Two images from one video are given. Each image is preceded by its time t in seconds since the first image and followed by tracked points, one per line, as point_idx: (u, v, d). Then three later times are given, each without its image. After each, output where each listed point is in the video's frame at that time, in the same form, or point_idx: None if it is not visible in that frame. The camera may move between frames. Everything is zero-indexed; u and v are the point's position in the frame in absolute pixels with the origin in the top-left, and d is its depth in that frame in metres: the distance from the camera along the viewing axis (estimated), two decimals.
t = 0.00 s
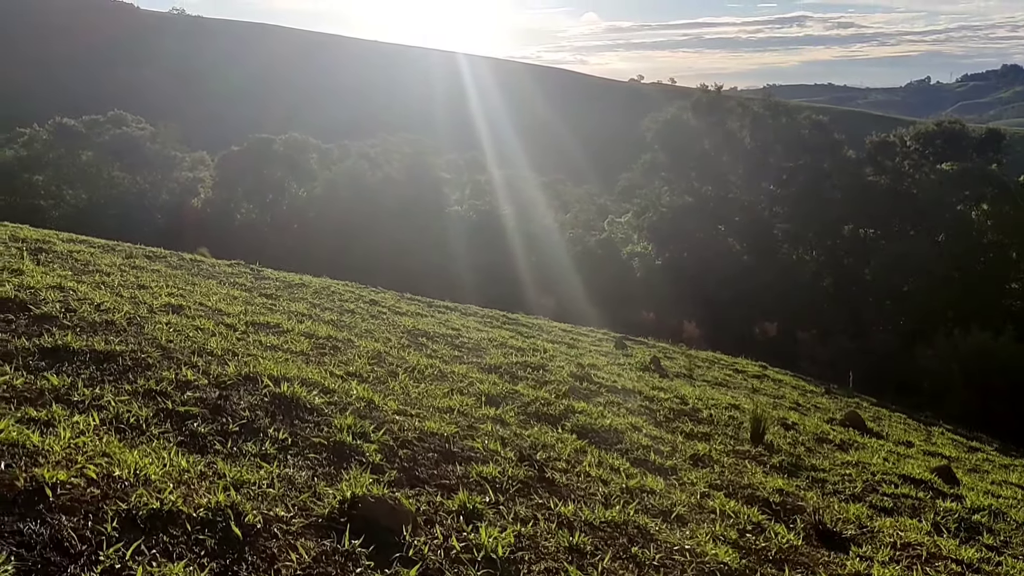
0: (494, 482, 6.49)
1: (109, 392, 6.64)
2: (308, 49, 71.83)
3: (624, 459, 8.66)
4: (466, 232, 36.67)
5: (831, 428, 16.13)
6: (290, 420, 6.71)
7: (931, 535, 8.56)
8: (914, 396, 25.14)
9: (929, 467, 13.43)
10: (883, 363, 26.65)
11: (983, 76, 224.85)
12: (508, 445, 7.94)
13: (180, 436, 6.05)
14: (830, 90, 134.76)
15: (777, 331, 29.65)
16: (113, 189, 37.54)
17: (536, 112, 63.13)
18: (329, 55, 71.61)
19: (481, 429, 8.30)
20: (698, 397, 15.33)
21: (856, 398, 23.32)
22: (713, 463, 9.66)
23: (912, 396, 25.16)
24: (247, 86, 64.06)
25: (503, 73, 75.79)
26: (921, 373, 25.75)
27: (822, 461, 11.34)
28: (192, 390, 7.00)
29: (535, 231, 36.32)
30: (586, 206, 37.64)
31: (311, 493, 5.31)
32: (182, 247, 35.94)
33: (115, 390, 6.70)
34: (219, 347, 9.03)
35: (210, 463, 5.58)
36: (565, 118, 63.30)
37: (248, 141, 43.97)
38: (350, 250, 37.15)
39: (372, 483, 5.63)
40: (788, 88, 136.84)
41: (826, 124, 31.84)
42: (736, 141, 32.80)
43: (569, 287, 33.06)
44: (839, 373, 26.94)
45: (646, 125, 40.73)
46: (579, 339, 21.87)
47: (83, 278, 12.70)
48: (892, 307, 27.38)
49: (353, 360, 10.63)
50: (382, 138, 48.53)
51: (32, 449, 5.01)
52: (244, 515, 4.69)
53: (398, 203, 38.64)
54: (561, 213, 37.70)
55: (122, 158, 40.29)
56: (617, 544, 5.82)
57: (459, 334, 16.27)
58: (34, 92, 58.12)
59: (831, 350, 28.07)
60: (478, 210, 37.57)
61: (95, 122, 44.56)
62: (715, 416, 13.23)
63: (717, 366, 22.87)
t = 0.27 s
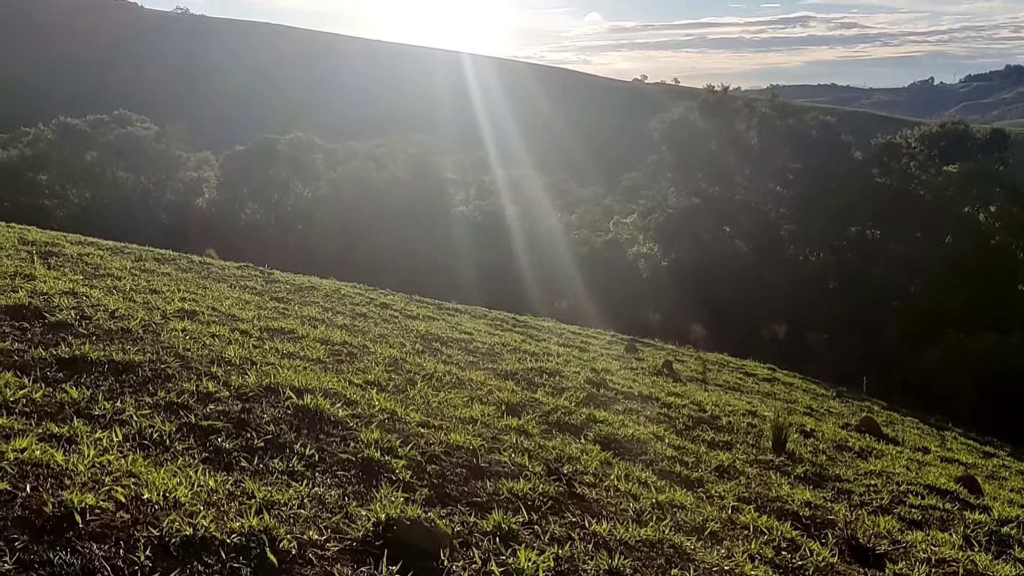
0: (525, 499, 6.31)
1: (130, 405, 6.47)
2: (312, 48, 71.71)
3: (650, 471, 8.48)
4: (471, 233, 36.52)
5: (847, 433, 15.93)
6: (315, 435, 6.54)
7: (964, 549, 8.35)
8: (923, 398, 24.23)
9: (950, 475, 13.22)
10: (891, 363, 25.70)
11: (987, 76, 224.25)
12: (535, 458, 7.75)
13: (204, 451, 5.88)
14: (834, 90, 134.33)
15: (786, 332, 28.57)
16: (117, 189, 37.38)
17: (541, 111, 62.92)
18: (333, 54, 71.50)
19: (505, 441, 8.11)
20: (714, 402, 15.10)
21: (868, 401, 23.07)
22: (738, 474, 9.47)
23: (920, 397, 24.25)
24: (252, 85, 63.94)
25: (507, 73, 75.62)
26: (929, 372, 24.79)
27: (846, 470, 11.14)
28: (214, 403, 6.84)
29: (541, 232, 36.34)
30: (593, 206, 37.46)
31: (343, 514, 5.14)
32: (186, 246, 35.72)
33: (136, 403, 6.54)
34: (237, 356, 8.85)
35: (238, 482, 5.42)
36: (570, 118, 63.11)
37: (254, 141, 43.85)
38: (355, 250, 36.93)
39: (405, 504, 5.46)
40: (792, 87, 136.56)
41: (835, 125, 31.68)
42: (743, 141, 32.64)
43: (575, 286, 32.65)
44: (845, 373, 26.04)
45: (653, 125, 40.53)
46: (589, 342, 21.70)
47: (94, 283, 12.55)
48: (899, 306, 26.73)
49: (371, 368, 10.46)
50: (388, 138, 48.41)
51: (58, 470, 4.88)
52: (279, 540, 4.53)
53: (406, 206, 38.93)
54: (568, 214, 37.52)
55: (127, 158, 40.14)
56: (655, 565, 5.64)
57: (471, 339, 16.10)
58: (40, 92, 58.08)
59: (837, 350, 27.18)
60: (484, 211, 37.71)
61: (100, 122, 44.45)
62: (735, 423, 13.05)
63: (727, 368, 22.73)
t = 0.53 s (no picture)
0: (553, 518, 6.16)
1: (147, 421, 6.31)
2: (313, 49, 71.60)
3: (672, 484, 8.33)
4: (475, 234, 36.33)
5: (860, 440, 15.79)
6: (337, 452, 6.40)
7: (993, 564, 8.20)
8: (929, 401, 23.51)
9: (967, 484, 13.08)
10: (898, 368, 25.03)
11: (987, 77, 224.29)
12: (557, 473, 7.59)
13: (224, 471, 5.72)
14: (835, 91, 134.19)
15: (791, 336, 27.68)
16: (119, 189, 37.17)
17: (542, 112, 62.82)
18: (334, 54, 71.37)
19: (526, 455, 7.94)
20: (727, 410, 14.95)
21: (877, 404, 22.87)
22: (760, 486, 9.32)
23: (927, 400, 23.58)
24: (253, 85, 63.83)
25: (509, 74, 75.52)
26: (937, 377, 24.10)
27: (866, 481, 11.00)
28: (233, 419, 6.69)
29: (545, 233, 36.15)
30: (598, 208, 37.33)
31: (371, 540, 4.97)
32: (188, 248, 35.35)
33: (154, 419, 6.38)
34: (251, 367, 8.70)
35: (261, 504, 5.27)
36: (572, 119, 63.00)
37: (256, 142, 43.64)
38: (358, 251, 36.58)
39: (435, 527, 5.30)
40: (793, 87, 136.52)
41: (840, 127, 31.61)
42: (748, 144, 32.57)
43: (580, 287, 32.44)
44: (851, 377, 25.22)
45: (657, 127, 40.42)
46: (597, 346, 21.54)
47: (102, 289, 12.41)
48: (903, 308, 26.59)
49: (385, 377, 10.31)
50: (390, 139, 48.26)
51: (79, 494, 4.73)
52: (310, 569, 4.40)
53: (406, 206, 38.52)
54: (572, 216, 37.40)
55: (128, 159, 39.95)
56: None
57: (481, 345, 15.96)
58: (42, 93, 58.01)
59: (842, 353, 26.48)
60: (487, 212, 37.50)
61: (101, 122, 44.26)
62: (750, 431, 12.92)
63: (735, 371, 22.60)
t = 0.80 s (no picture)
0: (583, 528, 6.04)
1: (170, 428, 6.20)
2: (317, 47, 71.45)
3: (697, 490, 8.21)
4: (480, 233, 36.20)
5: (876, 442, 15.61)
6: (362, 460, 6.28)
7: None
8: (935, 401, 23.75)
9: (988, 488, 12.88)
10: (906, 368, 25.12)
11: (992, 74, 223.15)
12: (583, 479, 7.46)
13: (251, 481, 5.59)
14: (839, 89, 133.64)
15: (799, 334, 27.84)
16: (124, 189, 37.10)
17: (545, 110, 62.57)
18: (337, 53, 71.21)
19: (550, 461, 7.81)
20: (742, 412, 14.78)
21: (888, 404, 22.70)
22: (784, 492, 9.17)
23: (934, 400, 23.71)
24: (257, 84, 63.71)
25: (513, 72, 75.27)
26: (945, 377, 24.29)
27: (888, 485, 10.84)
28: (256, 426, 6.57)
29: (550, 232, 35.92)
30: (605, 207, 37.12)
31: (404, 553, 4.86)
32: (193, 247, 35.35)
33: (176, 426, 6.26)
34: (269, 371, 8.57)
35: (290, 514, 5.15)
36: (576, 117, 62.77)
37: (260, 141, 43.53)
38: (363, 251, 36.48)
39: (468, 540, 5.18)
40: (797, 85, 135.93)
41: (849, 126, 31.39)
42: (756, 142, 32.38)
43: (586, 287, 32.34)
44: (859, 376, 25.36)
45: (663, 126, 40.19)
46: (608, 346, 21.38)
47: (114, 290, 12.30)
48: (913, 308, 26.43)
49: (402, 381, 10.17)
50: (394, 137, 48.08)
51: (106, 506, 4.61)
52: None
53: (410, 205, 38.18)
54: (578, 215, 37.17)
55: (133, 158, 39.86)
56: None
57: (494, 346, 15.84)
58: (46, 92, 58.05)
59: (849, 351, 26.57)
60: (491, 211, 37.19)
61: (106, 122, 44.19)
62: (768, 434, 12.76)
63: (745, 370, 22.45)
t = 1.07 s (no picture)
0: (608, 541, 5.99)
1: (189, 440, 6.14)
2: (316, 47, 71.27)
3: (716, 500, 8.13)
4: (482, 235, 36.15)
5: (886, 447, 15.51)
6: (383, 472, 6.21)
7: None
8: (940, 403, 23.84)
9: (1000, 494, 12.80)
10: (908, 370, 25.54)
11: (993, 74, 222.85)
12: (603, 490, 7.37)
13: (273, 494, 5.52)
14: (839, 89, 133.22)
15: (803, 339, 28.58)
16: (126, 191, 37.03)
17: (546, 110, 62.36)
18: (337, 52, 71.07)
19: (568, 470, 7.72)
20: (753, 417, 14.66)
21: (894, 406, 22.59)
22: (801, 500, 9.11)
23: (938, 403, 23.75)
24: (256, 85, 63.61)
25: (513, 72, 75.08)
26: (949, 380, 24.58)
27: (903, 492, 10.78)
28: (275, 437, 6.50)
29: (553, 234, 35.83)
30: (608, 208, 37.05)
31: (433, 570, 4.82)
32: (195, 250, 35.31)
33: (195, 437, 6.20)
34: (284, 379, 8.48)
35: (316, 529, 5.12)
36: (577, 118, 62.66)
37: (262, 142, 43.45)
38: (366, 253, 36.42)
39: (495, 556, 5.14)
40: (798, 85, 135.52)
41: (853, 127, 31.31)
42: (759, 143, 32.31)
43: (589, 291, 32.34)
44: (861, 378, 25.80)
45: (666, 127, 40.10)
46: (613, 349, 21.29)
47: (122, 296, 12.21)
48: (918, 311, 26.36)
49: (415, 387, 10.09)
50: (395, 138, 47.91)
51: (131, 523, 4.59)
52: None
53: (411, 205, 37.87)
54: (580, 217, 37.05)
55: (135, 160, 39.80)
56: None
57: (501, 350, 15.76)
58: (48, 94, 58.04)
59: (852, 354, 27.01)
60: (493, 212, 37.08)
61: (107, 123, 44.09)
62: (779, 440, 12.69)
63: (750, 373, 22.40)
